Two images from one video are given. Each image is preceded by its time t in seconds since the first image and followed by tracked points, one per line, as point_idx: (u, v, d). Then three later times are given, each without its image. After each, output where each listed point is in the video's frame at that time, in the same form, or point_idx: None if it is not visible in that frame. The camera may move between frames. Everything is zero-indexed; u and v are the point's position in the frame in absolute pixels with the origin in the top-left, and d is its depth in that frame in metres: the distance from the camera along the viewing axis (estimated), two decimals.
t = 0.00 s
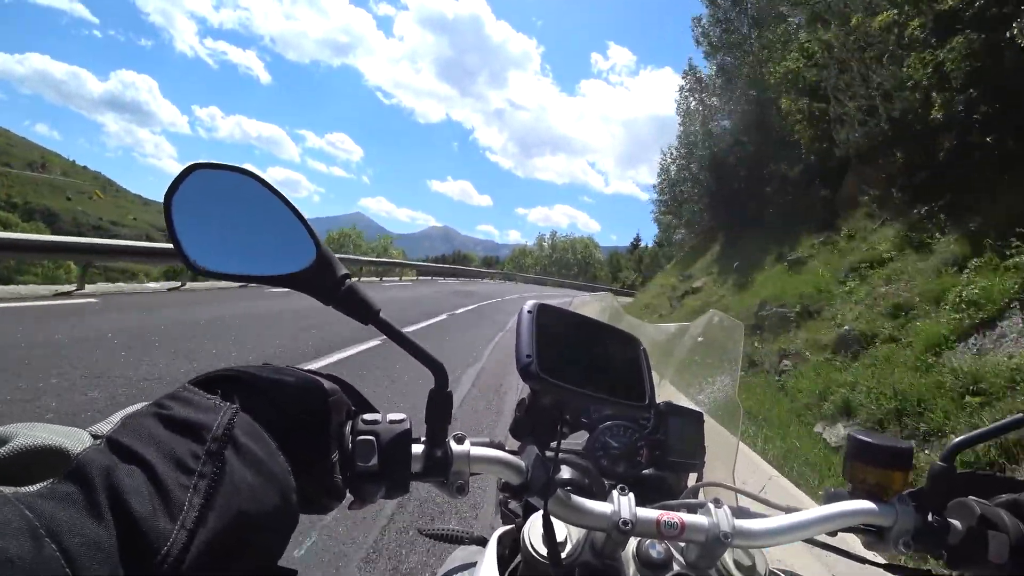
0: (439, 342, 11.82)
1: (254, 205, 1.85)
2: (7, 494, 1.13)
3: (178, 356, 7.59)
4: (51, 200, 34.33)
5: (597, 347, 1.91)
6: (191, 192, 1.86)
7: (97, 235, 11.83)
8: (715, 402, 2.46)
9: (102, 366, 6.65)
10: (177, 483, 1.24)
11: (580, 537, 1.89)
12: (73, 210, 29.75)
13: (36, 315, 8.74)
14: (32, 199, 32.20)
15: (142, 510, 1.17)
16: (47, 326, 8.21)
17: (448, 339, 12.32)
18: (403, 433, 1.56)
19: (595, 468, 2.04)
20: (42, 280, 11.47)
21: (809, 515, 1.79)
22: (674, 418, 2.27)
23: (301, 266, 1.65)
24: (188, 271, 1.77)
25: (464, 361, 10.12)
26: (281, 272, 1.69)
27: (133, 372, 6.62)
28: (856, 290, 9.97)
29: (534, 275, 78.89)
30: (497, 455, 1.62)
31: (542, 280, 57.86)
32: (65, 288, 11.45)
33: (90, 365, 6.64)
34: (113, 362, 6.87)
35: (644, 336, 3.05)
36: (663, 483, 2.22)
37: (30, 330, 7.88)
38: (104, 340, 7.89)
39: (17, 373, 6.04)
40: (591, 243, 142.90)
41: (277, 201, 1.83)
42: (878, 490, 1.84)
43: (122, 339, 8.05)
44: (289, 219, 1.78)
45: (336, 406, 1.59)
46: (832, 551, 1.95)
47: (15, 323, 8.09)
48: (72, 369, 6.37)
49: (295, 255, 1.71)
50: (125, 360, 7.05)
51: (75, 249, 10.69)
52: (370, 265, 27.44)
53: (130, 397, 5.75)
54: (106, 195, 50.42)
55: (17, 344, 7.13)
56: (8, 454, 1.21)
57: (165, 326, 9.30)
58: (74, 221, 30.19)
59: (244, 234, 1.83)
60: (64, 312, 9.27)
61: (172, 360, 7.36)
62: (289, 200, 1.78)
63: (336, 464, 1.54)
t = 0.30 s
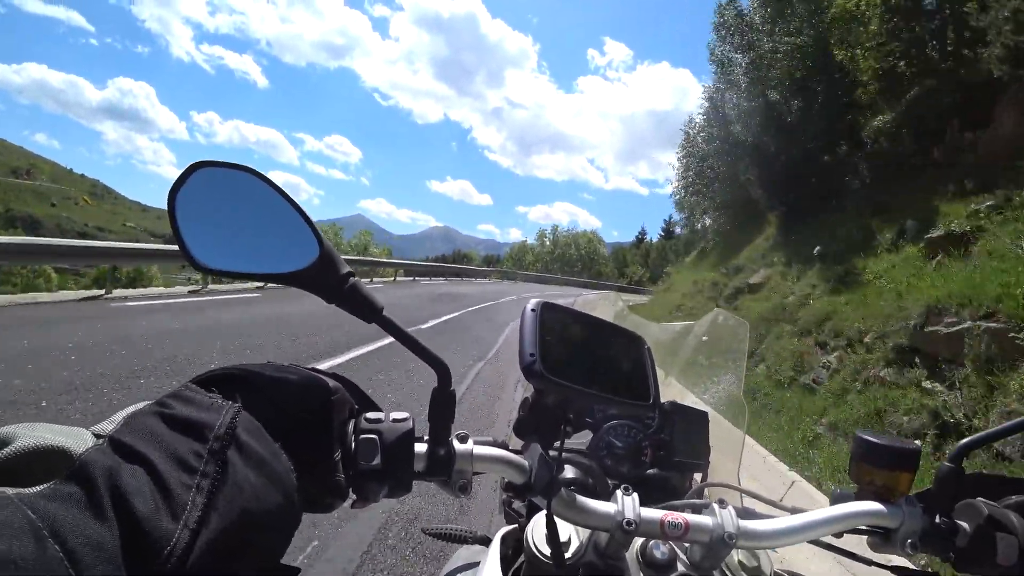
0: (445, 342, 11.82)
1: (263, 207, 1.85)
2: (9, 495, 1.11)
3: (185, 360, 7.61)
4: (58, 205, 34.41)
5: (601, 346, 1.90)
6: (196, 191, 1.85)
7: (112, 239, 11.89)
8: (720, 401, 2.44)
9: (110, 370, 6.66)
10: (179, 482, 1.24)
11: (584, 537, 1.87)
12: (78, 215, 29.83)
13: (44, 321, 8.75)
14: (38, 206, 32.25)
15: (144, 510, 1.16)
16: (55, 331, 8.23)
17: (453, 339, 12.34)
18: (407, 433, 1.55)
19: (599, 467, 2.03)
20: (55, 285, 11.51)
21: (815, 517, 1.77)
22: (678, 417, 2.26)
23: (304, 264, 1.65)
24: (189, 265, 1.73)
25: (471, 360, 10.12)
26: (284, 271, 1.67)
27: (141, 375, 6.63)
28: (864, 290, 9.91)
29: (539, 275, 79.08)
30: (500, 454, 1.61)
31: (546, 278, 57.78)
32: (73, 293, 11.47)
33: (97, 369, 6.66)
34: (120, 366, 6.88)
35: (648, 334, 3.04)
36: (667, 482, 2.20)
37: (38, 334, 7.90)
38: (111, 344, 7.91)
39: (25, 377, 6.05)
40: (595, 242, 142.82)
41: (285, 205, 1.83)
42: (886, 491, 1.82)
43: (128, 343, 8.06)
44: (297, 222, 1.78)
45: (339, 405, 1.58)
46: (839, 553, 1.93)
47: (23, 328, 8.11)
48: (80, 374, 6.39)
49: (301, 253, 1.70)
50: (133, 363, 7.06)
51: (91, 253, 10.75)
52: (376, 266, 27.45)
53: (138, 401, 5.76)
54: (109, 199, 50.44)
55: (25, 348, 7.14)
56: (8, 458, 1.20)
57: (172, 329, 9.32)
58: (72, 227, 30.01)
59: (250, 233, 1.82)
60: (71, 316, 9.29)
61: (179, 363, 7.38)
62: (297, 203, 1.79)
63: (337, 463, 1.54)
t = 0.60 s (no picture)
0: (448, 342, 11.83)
1: (266, 200, 1.83)
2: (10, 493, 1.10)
3: (189, 362, 7.64)
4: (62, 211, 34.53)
5: (606, 344, 1.89)
6: (200, 186, 1.84)
7: (83, 244, 11.82)
8: (725, 398, 2.43)
9: (114, 374, 6.69)
10: (182, 478, 1.23)
11: (588, 534, 1.87)
12: (82, 222, 29.95)
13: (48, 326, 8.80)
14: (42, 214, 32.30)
15: (146, 506, 1.15)
16: (59, 335, 8.27)
17: (457, 339, 12.35)
18: (412, 429, 1.55)
19: (604, 465, 2.02)
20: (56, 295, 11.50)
21: (820, 517, 1.76)
22: (683, 415, 2.25)
23: (307, 260, 1.64)
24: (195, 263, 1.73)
25: (474, 360, 10.14)
26: (288, 267, 1.66)
27: (144, 379, 6.65)
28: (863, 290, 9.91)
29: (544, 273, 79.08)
30: (504, 450, 1.60)
31: (545, 279, 57.81)
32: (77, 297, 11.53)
33: (101, 373, 6.69)
34: (123, 370, 6.91)
35: (653, 331, 3.03)
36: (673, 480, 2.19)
37: (42, 339, 7.95)
38: (116, 347, 7.95)
39: (30, 383, 6.09)
40: (597, 241, 142.84)
41: (287, 199, 1.81)
42: (893, 491, 1.81)
43: (132, 346, 8.10)
44: (300, 216, 1.76)
45: (344, 400, 1.58)
46: (844, 552, 1.92)
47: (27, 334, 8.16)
48: (85, 379, 6.42)
49: (305, 248, 1.68)
50: (136, 368, 7.09)
51: (66, 255, 10.67)
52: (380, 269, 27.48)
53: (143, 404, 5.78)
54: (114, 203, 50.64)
55: (30, 354, 7.19)
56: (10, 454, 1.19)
57: (175, 332, 9.35)
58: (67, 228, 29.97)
59: (253, 229, 1.81)
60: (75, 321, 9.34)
61: (182, 366, 7.40)
62: (299, 198, 1.76)
63: (342, 458, 1.53)
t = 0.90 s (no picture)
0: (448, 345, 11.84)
1: (281, 191, 1.82)
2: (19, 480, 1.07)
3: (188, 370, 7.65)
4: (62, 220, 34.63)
5: (617, 343, 1.89)
6: (217, 178, 1.84)
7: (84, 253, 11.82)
8: (731, 398, 2.42)
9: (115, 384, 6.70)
10: (194, 467, 1.23)
11: (594, 533, 1.86)
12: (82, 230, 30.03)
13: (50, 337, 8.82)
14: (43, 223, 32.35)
15: (158, 493, 1.15)
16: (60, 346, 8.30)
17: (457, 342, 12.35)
18: (422, 423, 1.55)
19: (609, 464, 2.02)
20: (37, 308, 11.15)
21: (825, 519, 1.76)
22: (690, 415, 2.25)
23: (321, 253, 1.64)
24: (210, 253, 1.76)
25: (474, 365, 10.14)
26: (302, 259, 1.67)
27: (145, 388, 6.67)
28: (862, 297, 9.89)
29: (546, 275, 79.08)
30: (513, 446, 1.60)
31: (545, 279, 57.66)
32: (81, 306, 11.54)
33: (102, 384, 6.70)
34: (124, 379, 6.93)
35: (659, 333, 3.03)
36: (678, 480, 2.19)
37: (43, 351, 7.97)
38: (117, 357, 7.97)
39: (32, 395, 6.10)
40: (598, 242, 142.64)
41: (301, 190, 1.80)
42: (899, 495, 1.81)
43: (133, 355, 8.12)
44: (313, 208, 1.75)
45: (355, 392, 1.58)
46: (848, 556, 1.92)
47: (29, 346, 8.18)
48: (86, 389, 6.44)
49: (319, 240, 1.68)
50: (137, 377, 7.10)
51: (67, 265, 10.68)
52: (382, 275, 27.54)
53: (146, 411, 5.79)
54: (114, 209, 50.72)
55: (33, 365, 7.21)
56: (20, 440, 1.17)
57: (175, 340, 9.36)
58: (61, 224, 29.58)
59: (268, 220, 1.81)
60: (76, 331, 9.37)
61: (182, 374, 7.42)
62: (312, 190, 1.75)
63: (351, 451, 1.53)
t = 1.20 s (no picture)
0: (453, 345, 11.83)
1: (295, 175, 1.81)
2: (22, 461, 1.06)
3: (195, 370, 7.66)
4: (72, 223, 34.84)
5: (631, 336, 1.86)
6: (230, 163, 1.82)
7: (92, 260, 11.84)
8: (742, 394, 2.40)
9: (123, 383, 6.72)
10: (201, 449, 1.21)
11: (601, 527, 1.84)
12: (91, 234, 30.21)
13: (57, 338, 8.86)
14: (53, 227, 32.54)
15: (163, 476, 1.13)
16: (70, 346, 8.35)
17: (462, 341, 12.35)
18: (433, 410, 1.53)
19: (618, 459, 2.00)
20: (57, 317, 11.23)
21: (837, 519, 1.74)
22: (700, 411, 2.22)
23: (337, 236, 1.62)
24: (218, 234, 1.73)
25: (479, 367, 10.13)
26: (318, 241, 1.64)
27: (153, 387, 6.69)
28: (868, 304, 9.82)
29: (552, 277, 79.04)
30: (524, 436, 1.58)
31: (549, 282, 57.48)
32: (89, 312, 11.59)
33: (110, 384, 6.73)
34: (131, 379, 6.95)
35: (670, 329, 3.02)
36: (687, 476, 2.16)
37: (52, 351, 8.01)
38: (124, 356, 8.00)
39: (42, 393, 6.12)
40: (602, 242, 142.52)
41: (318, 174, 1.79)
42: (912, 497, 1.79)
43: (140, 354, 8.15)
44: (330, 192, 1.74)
45: (367, 377, 1.56)
46: (858, 558, 1.89)
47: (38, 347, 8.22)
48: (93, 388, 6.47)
49: (334, 223, 1.66)
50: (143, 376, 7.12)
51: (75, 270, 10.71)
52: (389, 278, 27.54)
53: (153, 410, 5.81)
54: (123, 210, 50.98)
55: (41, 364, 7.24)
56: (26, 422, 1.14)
57: (182, 340, 9.40)
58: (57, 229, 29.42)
59: (284, 204, 1.79)
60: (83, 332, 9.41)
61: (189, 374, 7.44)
62: (330, 172, 1.74)
63: (361, 437, 1.52)
